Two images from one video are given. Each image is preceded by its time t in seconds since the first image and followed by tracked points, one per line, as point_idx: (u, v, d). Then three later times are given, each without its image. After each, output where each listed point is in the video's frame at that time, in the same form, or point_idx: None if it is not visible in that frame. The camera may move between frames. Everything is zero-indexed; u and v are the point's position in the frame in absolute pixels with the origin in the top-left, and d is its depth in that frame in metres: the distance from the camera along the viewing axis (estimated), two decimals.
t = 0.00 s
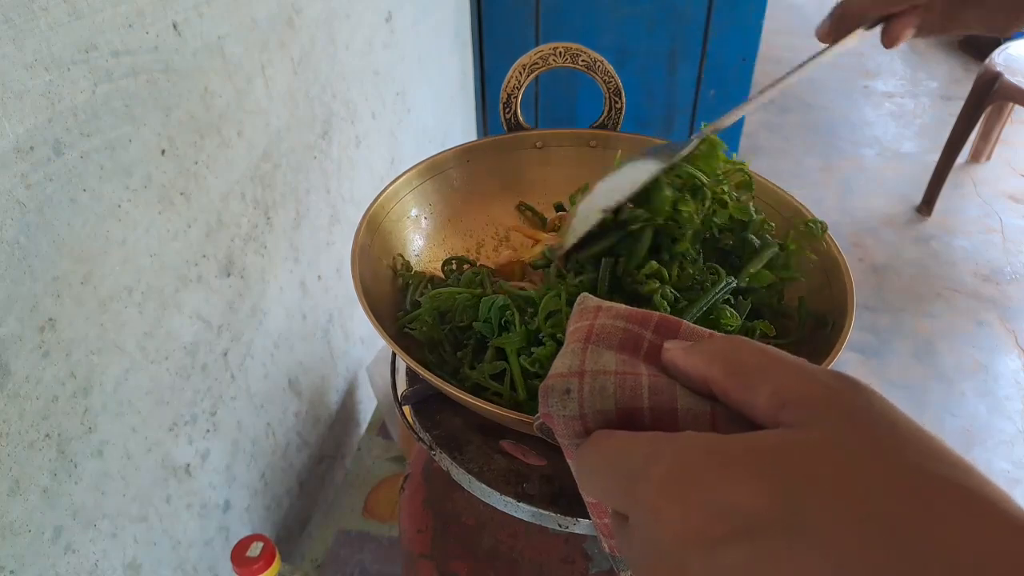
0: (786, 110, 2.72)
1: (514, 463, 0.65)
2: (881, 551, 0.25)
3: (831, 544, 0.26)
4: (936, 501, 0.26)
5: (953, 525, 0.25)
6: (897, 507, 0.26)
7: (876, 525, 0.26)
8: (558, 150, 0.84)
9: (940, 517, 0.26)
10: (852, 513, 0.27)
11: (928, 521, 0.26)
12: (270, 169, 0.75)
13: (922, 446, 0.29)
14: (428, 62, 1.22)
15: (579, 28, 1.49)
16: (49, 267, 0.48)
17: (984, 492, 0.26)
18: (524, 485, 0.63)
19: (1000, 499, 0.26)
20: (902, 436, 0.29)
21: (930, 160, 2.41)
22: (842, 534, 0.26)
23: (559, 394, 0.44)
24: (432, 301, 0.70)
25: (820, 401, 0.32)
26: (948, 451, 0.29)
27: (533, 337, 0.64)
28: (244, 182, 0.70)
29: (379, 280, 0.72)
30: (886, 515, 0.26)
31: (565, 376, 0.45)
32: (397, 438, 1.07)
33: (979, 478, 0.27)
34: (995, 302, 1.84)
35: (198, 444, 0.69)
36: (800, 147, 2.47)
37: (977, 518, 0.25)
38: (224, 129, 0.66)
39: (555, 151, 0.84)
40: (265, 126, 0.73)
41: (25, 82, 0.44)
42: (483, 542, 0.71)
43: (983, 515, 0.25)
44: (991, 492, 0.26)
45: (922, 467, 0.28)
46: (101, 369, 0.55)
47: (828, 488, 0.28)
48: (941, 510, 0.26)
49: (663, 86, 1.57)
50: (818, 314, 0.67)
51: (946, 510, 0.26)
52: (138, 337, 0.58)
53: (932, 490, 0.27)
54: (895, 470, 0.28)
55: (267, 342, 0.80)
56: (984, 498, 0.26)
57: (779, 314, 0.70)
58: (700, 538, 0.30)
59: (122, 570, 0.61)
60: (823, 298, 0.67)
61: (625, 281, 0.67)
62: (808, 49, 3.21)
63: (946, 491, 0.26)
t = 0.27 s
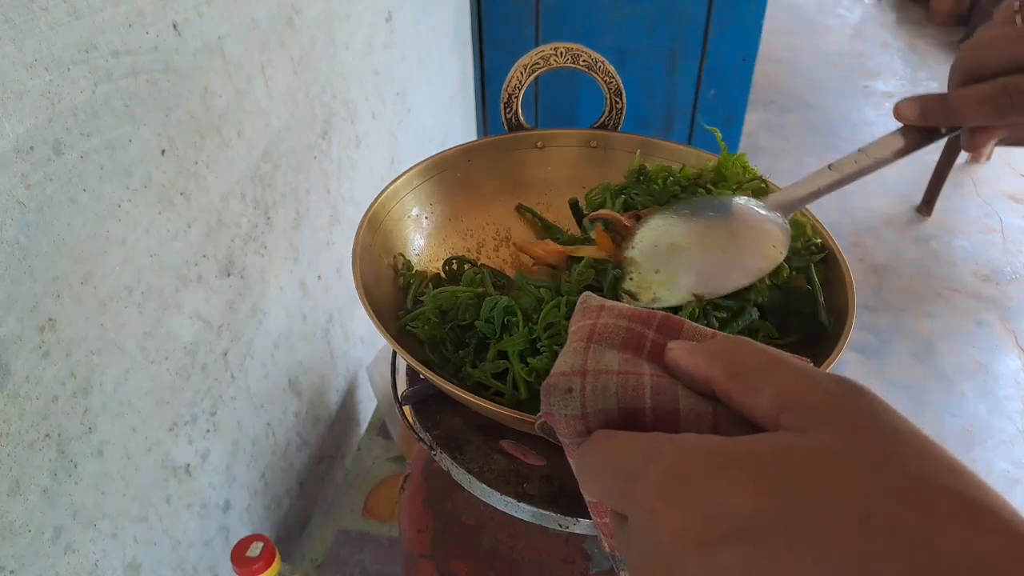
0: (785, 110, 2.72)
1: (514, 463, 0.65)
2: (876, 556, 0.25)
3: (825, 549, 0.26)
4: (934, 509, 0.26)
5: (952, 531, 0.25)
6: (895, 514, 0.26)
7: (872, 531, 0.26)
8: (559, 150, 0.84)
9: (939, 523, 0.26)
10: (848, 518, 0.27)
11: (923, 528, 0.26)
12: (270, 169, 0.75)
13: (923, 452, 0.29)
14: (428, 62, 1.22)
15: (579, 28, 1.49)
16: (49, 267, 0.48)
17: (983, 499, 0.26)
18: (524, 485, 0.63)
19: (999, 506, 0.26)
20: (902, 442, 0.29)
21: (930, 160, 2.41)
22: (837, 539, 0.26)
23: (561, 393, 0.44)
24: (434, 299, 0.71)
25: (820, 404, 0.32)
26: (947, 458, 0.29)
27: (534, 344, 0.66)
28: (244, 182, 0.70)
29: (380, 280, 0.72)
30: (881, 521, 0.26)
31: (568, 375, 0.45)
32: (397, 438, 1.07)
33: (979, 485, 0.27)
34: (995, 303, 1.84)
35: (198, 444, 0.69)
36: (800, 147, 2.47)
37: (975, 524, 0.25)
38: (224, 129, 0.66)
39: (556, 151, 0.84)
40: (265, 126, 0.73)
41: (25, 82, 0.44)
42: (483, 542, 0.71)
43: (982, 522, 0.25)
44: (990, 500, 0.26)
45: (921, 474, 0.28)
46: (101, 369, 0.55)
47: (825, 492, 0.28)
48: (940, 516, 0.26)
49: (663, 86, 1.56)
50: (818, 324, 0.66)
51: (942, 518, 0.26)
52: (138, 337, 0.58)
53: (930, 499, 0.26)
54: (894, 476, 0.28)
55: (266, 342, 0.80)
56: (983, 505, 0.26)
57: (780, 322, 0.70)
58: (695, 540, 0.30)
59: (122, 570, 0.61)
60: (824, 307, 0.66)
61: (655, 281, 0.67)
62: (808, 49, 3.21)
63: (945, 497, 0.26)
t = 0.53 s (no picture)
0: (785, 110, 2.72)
1: (514, 463, 0.65)
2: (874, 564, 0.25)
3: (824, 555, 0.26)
4: (933, 515, 0.26)
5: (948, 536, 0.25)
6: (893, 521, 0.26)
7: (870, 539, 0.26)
8: (559, 151, 0.85)
9: (934, 527, 0.26)
10: (846, 524, 0.27)
11: (922, 537, 0.26)
12: (270, 169, 0.75)
13: (921, 454, 0.29)
14: (428, 62, 1.22)
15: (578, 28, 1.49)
16: (49, 267, 0.48)
17: (978, 502, 0.26)
18: (524, 485, 0.63)
19: (994, 510, 0.26)
20: (899, 444, 0.29)
21: (930, 160, 2.41)
22: (836, 545, 0.26)
23: (559, 392, 0.44)
24: (434, 298, 0.71)
25: (819, 405, 0.32)
26: (944, 460, 0.29)
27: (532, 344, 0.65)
28: (244, 182, 0.70)
29: (379, 280, 0.72)
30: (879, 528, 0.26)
31: (566, 375, 0.45)
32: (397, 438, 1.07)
33: (974, 487, 0.27)
34: (995, 303, 1.84)
35: (198, 444, 0.69)
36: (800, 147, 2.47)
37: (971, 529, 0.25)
38: (224, 129, 0.66)
39: (556, 151, 0.85)
40: (265, 126, 0.73)
41: (25, 82, 0.44)
42: (483, 542, 0.71)
43: (977, 526, 0.25)
44: (986, 503, 0.26)
45: (919, 479, 0.28)
46: (101, 369, 0.55)
47: (823, 497, 0.28)
48: (936, 520, 0.26)
49: (663, 86, 1.57)
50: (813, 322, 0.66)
51: (941, 525, 0.26)
52: (138, 337, 0.58)
53: (927, 504, 0.27)
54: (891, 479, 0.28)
55: (266, 342, 0.80)
56: (979, 509, 0.26)
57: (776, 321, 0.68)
58: (692, 542, 0.30)
59: (122, 570, 0.61)
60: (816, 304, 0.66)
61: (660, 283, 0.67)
62: (808, 49, 3.21)
63: (941, 500, 0.27)
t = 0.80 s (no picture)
0: (786, 110, 2.72)
1: (514, 463, 0.65)
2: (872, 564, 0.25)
3: (821, 554, 0.26)
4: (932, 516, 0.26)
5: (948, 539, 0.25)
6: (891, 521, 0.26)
7: (869, 539, 0.26)
8: (558, 151, 0.85)
9: (931, 527, 0.26)
10: (845, 524, 0.26)
11: (921, 537, 0.25)
12: (270, 169, 0.75)
13: (920, 457, 0.29)
14: (428, 62, 1.22)
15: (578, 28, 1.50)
16: (49, 267, 0.48)
17: (976, 504, 0.26)
18: (524, 485, 0.63)
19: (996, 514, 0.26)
20: (899, 446, 0.29)
21: (930, 160, 2.41)
22: (833, 544, 0.26)
23: (557, 394, 0.44)
24: (433, 298, 0.71)
25: (817, 405, 0.32)
26: (944, 462, 0.29)
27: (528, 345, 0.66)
28: (244, 182, 0.70)
29: (379, 280, 0.72)
30: (878, 529, 0.26)
31: (564, 376, 0.45)
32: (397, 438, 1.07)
33: (973, 490, 0.27)
34: (995, 303, 1.84)
35: (198, 444, 0.69)
36: (800, 147, 2.47)
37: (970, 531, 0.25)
38: (224, 129, 0.66)
39: (555, 151, 0.85)
40: (265, 126, 0.73)
41: (25, 82, 0.44)
42: (483, 542, 0.71)
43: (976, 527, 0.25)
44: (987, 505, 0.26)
45: (917, 479, 0.27)
46: (101, 369, 0.55)
47: (822, 497, 0.28)
48: (935, 520, 0.26)
49: (663, 86, 1.57)
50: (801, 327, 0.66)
51: (940, 525, 0.26)
52: (138, 337, 0.58)
53: (924, 505, 0.26)
54: (890, 480, 0.28)
55: (267, 342, 0.80)
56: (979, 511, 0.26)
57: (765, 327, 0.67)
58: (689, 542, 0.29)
59: (122, 570, 0.61)
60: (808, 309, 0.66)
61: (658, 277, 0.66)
62: (807, 49, 3.21)
63: (941, 501, 0.26)
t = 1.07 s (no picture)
0: (785, 110, 2.72)
1: (514, 463, 0.65)
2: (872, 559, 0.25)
3: (822, 550, 0.26)
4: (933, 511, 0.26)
5: (950, 533, 0.25)
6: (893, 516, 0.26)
7: (869, 534, 0.26)
8: (559, 151, 0.85)
9: (930, 521, 0.25)
10: (845, 519, 0.26)
11: (922, 532, 0.25)
12: (270, 169, 0.75)
13: (922, 454, 0.28)
14: (428, 62, 1.22)
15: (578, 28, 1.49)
16: (49, 267, 0.48)
17: (978, 498, 0.26)
18: (524, 485, 0.63)
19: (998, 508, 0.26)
20: (902, 443, 0.29)
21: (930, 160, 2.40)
22: (834, 540, 0.26)
23: (559, 392, 0.45)
24: (428, 295, 0.70)
25: (818, 402, 0.32)
26: (947, 459, 0.29)
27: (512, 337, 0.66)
28: (244, 182, 0.70)
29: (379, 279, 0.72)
30: (879, 524, 0.26)
31: (566, 374, 0.45)
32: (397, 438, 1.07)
33: (975, 486, 0.27)
34: (995, 303, 1.84)
35: (198, 444, 0.69)
36: (800, 147, 2.47)
37: (971, 524, 0.25)
38: (224, 129, 0.66)
39: (555, 151, 0.85)
40: (265, 126, 0.73)
41: (25, 82, 0.44)
42: (483, 542, 0.71)
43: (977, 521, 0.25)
44: (989, 500, 0.26)
45: (918, 475, 0.27)
46: (101, 369, 0.55)
47: (823, 494, 0.28)
48: (935, 514, 0.26)
49: (663, 86, 1.57)
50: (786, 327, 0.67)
51: (940, 519, 0.25)
52: (138, 337, 0.58)
53: (925, 499, 0.26)
54: (891, 475, 0.27)
55: (267, 342, 0.80)
56: (981, 505, 0.26)
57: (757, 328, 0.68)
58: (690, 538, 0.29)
59: (122, 570, 0.61)
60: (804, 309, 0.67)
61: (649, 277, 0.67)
62: (807, 49, 3.21)
63: (942, 496, 0.26)
